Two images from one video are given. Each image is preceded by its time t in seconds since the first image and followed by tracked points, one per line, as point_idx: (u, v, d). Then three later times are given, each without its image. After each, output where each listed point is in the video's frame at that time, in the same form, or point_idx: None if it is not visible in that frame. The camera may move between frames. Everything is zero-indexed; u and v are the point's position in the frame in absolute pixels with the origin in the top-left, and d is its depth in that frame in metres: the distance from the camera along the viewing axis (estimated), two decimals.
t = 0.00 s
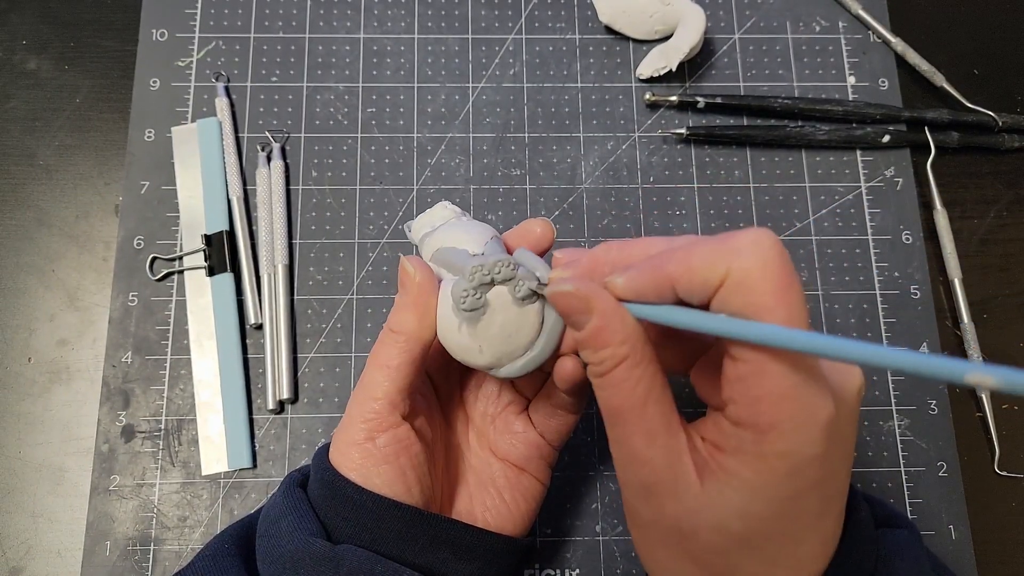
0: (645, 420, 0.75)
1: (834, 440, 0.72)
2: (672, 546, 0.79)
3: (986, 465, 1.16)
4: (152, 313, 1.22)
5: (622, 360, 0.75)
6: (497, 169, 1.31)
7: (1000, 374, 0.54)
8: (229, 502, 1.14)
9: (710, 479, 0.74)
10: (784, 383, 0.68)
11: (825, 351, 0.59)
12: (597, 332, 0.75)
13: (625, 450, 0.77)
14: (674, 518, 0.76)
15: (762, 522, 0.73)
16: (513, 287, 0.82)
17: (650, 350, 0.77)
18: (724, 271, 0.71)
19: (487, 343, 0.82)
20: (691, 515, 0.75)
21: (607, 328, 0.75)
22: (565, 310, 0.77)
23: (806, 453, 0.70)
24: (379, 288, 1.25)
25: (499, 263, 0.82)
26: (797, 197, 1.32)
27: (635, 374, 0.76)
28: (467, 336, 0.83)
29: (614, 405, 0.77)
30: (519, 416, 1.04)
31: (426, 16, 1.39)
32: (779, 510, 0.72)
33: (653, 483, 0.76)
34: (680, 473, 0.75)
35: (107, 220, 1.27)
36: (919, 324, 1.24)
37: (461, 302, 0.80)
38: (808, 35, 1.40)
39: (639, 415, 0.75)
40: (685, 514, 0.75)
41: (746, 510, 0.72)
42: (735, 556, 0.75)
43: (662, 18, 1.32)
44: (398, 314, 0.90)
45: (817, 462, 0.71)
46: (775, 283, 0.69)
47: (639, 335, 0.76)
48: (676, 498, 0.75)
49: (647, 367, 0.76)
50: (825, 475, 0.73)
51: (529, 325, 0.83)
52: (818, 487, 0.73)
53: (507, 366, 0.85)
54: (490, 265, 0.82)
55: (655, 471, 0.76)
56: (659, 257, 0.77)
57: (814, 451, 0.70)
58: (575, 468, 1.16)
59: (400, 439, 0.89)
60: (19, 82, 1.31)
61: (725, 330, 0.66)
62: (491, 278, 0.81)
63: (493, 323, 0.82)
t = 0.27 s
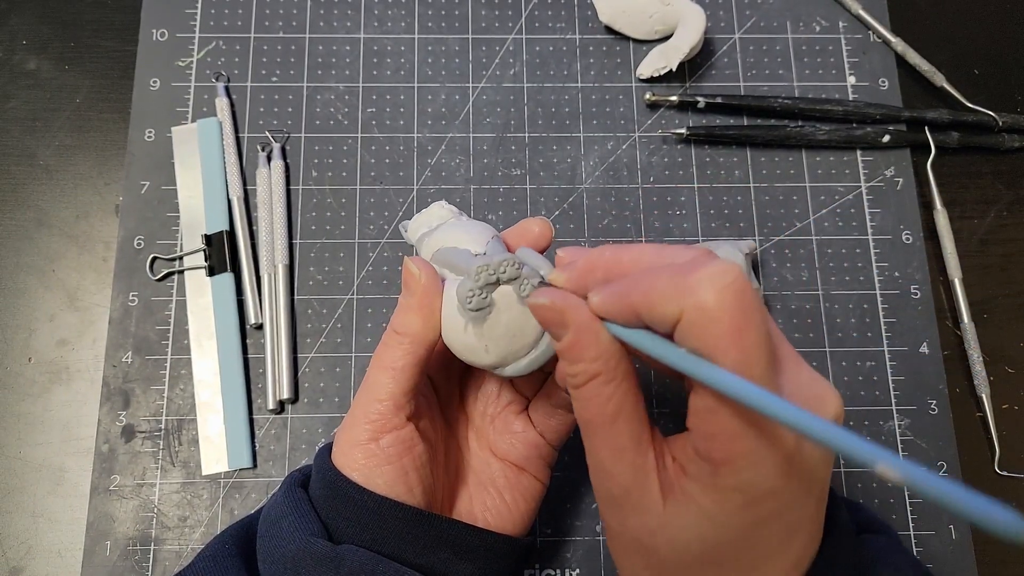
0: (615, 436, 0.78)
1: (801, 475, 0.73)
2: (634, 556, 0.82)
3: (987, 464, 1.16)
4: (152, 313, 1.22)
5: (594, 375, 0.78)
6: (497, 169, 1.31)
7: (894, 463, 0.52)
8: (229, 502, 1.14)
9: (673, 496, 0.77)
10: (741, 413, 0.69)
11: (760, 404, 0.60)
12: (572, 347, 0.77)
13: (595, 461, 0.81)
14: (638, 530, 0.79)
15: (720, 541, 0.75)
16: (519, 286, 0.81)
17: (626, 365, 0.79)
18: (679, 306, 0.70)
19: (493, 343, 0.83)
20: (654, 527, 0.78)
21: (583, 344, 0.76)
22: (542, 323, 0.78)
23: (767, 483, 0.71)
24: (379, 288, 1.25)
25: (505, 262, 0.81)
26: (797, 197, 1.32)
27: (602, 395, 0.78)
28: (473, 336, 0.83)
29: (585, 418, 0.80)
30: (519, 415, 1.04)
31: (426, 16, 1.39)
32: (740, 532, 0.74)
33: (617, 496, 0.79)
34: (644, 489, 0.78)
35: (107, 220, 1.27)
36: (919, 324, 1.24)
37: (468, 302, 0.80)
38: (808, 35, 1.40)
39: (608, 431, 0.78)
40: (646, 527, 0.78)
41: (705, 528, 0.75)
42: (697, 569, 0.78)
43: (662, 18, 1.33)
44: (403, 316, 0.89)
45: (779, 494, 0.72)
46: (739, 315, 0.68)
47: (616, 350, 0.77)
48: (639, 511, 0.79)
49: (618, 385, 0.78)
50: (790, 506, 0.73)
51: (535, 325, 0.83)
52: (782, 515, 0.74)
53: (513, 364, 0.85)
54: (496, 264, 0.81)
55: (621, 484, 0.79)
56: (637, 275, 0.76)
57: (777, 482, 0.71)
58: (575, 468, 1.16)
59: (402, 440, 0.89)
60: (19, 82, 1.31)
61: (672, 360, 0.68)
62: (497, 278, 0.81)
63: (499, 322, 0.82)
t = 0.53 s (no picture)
0: (668, 404, 0.74)
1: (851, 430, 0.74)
2: (689, 540, 0.76)
3: (986, 464, 1.16)
4: (152, 313, 1.22)
5: (651, 347, 0.75)
6: (498, 169, 1.31)
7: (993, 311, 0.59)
8: (229, 502, 1.14)
9: (735, 465, 0.73)
10: (811, 347, 0.72)
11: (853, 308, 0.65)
12: (628, 319, 0.75)
13: (643, 439, 0.75)
14: (694, 509, 0.74)
15: (790, 506, 0.72)
16: (514, 286, 0.82)
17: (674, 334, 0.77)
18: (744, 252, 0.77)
19: (487, 342, 0.82)
20: (708, 503, 0.73)
21: (637, 314, 0.75)
22: (595, 297, 0.77)
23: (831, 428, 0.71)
24: (379, 288, 1.25)
25: (500, 261, 0.82)
26: (797, 197, 1.32)
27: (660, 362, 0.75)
28: (466, 335, 0.83)
29: (637, 392, 0.75)
30: (518, 415, 1.04)
31: (426, 16, 1.39)
32: (807, 493, 0.72)
33: (675, 476, 0.74)
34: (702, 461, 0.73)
35: (107, 220, 1.27)
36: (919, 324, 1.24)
37: (462, 301, 0.80)
38: (808, 35, 1.40)
39: (662, 399, 0.74)
40: (708, 503, 0.73)
41: (772, 492, 0.71)
42: (756, 547, 0.73)
43: (662, 18, 1.33)
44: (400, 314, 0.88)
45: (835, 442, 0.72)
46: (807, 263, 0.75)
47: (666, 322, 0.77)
48: (697, 488, 0.73)
49: (674, 355, 0.75)
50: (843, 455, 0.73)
51: (529, 325, 0.83)
52: (837, 470, 0.73)
53: (507, 365, 0.84)
54: (491, 263, 0.82)
55: (680, 460, 0.73)
56: (680, 236, 0.81)
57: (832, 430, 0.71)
58: (575, 468, 1.16)
59: (402, 440, 0.89)
60: (19, 82, 1.31)
61: (770, 300, 0.69)
62: (493, 277, 0.82)
63: (492, 322, 0.82)
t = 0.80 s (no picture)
0: (654, 407, 0.75)
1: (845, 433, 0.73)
2: (680, 542, 0.76)
3: (986, 464, 1.16)
4: (152, 313, 1.22)
5: (638, 350, 0.76)
6: (498, 169, 1.31)
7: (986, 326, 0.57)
8: (229, 502, 1.14)
9: (721, 467, 0.73)
10: (795, 348, 0.69)
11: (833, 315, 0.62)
12: (614, 323, 0.76)
13: (629, 442, 0.77)
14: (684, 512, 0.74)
15: (778, 509, 0.71)
16: (515, 288, 0.82)
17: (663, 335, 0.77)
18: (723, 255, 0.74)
19: (488, 344, 0.82)
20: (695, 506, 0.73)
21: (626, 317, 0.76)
22: (582, 303, 0.78)
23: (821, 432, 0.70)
24: (379, 288, 1.25)
25: (501, 263, 0.82)
26: (797, 197, 1.32)
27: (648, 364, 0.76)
28: (467, 337, 0.83)
29: (624, 395, 0.76)
30: (519, 416, 1.04)
31: (426, 16, 1.39)
32: (797, 495, 0.71)
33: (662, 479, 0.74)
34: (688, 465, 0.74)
35: (107, 220, 1.27)
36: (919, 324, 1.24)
37: (463, 302, 0.80)
38: (808, 35, 1.40)
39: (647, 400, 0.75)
40: (696, 504, 0.73)
41: (760, 495, 0.70)
42: (746, 550, 0.72)
43: (662, 18, 1.32)
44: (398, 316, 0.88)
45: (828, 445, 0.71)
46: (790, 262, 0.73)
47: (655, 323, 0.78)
48: (683, 491, 0.74)
49: (660, 359, 0.76)
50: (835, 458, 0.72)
51: (529, 327, 0.83)
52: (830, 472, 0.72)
53: (507, 366, 0.84)
54: (493, 265, 0.82)
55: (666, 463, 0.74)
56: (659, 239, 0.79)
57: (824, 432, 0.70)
58: (575, 468, 1.16)
59: (402, 440, 0.89)
60: (19, 81, 1.31)
61: (748, 305, 0.67)
62: (494, 279, 0.82)
63: (493, 324, 0.82)
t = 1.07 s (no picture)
0: (706, 366, 0.72)
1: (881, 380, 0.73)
2: (743, 507, 0.71)
3: (985, 464, 1.16)
4: (152, 313, 1.22)
5: (680, 315, 0.73)
6: (497, 169, 1.31)
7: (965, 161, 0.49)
8: (229, 502, 1.14)
9: (782, 420, 0.71)
10: (826, 291, 0.74)
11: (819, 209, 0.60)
12: (655, 290, 0.73)
13: (683, 406, 0.72)
14: (752, 473, 0.70)
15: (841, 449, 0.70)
16: (513, 289, 0.82)
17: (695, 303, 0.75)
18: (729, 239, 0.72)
19: (483, 344, 0.83)
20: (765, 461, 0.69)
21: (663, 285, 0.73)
22: (616, 279, 0.75)
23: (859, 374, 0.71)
24: (379, 288, 1.25)
25: (501, 264, 0.83)
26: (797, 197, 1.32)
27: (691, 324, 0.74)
28: (464, 336, 0.83)
29: (673, 360, 0.73)
30: (519, 416, 1.04)
31: (426, 16, 1.39)
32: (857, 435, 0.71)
33: (728, 442, 0.70)
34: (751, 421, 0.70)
35: (107, 220, 1.27)
36: (919, 324, 1.24)
37: (461, 302, 0.81)
38: (808, 35, 1.40)
39: (703, 358, 0.72)
40: (761, 462, 0.69)
41: (823, 435, 0.69)
42: (814, 501, 0.70)
43: (662, 18, 1.32)
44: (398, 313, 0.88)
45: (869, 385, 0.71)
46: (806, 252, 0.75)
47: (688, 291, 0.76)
48: (755, 447, 0.70)
49: (702, 322, 0.74)
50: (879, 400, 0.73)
51: (526, 329, 0.83)
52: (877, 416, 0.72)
53: (503, 367, 0.85)
54: (492, 266, 0.82)
55: (731, 422, 0.70)
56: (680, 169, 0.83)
57: (867, 372, 0.71)
58: (575, 468, 1.16)
59: (401, 439, 0.89)
60: (19, 82, 1.31)
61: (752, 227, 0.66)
62: (493, 279, 0.82)
63: (489, 324, 0.82)
